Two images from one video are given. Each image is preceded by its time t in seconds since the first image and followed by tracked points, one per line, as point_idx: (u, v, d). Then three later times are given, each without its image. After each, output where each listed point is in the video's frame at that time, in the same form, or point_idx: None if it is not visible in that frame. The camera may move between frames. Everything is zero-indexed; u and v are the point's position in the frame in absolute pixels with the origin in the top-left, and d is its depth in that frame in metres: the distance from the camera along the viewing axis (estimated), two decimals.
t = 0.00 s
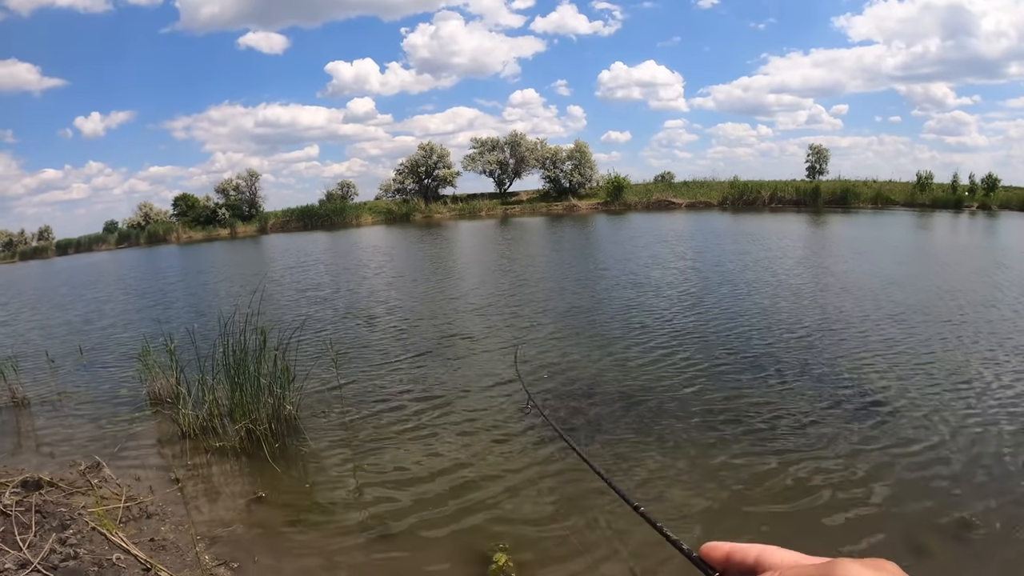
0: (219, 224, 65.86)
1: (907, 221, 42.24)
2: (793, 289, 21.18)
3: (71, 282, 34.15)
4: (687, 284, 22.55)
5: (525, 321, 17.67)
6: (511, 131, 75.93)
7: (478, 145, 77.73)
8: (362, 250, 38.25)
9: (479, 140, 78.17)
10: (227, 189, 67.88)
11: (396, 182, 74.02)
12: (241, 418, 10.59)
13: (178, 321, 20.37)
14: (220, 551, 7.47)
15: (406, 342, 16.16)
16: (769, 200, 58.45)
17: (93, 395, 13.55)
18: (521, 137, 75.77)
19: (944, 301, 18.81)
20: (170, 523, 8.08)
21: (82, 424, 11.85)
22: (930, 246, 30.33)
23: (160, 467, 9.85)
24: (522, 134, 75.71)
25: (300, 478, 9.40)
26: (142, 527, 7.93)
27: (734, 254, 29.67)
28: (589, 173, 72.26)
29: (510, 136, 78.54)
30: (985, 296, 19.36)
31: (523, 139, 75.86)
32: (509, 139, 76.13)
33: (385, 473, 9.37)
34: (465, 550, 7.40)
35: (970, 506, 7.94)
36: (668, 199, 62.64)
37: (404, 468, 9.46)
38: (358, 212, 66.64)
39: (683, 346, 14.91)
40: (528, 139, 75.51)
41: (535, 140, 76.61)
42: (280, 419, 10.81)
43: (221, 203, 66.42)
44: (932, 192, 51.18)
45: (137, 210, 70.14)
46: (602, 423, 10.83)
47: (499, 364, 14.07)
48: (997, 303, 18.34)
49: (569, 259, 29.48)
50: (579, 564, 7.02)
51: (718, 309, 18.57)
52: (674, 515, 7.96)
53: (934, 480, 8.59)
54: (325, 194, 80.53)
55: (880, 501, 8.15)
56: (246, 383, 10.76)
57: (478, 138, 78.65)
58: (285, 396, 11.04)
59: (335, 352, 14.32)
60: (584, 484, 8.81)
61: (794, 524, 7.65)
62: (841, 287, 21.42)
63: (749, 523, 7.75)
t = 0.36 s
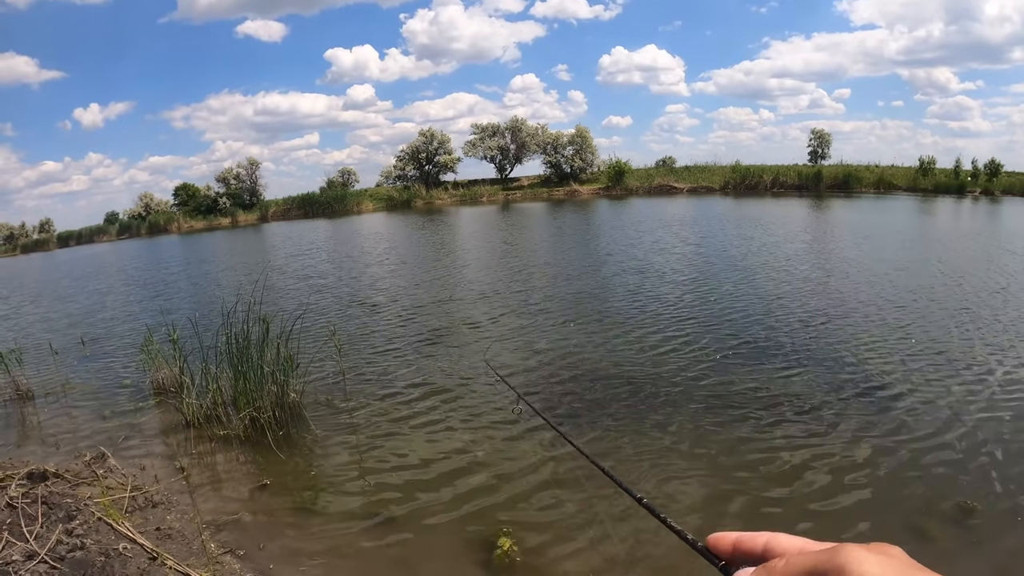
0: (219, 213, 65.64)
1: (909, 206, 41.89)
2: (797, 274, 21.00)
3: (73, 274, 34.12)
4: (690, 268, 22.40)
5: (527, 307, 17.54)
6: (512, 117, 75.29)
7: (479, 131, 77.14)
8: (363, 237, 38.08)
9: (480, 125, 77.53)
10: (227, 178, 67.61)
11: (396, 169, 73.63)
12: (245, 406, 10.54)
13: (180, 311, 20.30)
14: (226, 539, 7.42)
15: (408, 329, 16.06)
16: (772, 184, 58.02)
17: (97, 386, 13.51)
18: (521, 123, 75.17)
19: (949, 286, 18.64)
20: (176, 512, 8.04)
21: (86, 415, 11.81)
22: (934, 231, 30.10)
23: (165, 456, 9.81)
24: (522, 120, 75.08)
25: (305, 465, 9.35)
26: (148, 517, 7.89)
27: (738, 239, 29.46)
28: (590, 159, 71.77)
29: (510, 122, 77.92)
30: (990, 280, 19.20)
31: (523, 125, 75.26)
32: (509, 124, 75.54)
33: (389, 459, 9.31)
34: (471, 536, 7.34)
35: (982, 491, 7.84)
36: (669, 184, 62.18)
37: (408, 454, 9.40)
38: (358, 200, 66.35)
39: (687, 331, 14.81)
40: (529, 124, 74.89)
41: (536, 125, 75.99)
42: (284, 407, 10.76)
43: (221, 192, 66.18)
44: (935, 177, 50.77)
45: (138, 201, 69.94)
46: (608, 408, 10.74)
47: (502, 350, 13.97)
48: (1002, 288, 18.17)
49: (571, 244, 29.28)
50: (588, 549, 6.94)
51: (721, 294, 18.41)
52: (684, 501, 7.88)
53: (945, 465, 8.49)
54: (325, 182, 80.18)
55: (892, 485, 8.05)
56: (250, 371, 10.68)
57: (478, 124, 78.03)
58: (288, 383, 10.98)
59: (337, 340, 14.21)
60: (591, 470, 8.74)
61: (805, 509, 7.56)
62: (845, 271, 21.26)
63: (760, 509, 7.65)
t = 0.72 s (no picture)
0: (209, 211, 65.15)
1: (897, 202, 42.35)
2: (785, 269, 21.21)
3: (60, 273, 33.77)
4: (681, 264, 22.54)
5: (518, 304, 17.62)
6: (503, 114, 75.17)
7: (469, 128, 76.98)
8: (354, 235, 37.96)
9: (470, 123, 77.38)
10: (216, 176, 67.12)
11: (387, 166, 73.39)
12: (235, 405, 10.52)
13: (170, 311, 20.17)
14: (218, 539, 7.42)
15: (400, 326, 16.06)
16: (761, 180, 58.38)
17: (86, 386, 13.42)
18: (512, 120, 75.09)
19: (934, 281, 18.92)
20: (167, 513, 8.02)
21: (75, 416, 11.73)
22: (921, 227, 30.45)
23: (155, 456, 9.77)
24: (513, 116, 74.97)
25: (295, 464, 9.35)
26: (139, 517, 7.86)
27: (727, 235, 29.68)
28: (580, 156, 71.88)
29: (500, 118, 77.75)
30: (976, 275, 19.44)
31: (514, 122, 75.20)
32: (499, 121, 75.43)
33: (381, 457, 9.33)
34: (463, 533, 7.38)
35: (967, 485, 7.98)
36: (660, 180, 62.40)
37: (399, 452, 9.42)
38: (349, 197, 66.06)
39: (677, 327, 14.96)
40: (519, 121, 74.81)
41: (527, 122, 75.94)
42: (275, 406, 10.75)
43: (210, 190, 65.67)
44: (923, 173, 51.30)
45: (126, 199, 69.29)
46: (600, 405, 10.81)
47: (495, 347, 14.03)
48: (987, 283, 18.44)
49: (562, 241, 29.37)
50: (580, 544, 7.00)
51: (711, 290, 18.56)
52: (674, 497, 7.97)
53: (931, 459, 8.63)
54: (315, 179, 79.74)
55: (879, 480, 8.18)
56: (239, 371, 10.65)
57: (469, 121, 77.84)
58: (279, 381, 10.97)
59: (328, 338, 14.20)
60: (584, 467, 8.81)
61: (794, 503, 7.67)
62: (834, 267, 21.46)
63: (750, 504, 7.76)
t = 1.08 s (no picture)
0: (202, 219, 65.04)
1: (889, 215, 42.82)
2: (776, 282, 21.45)
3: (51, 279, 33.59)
4: (673, 277, 22.73)
5: (511, 315, 17.73)
6: (498, 125, 75.65)
7: (464, 139, 77.41)
8: (348, 244, 38.04)
9: (465, 133, 77.83)
10: (210, 183, 67.07)
11: (381, 176, 73.60)
12: (226, 414, 10.55)
13: (162, 318, 20.14)
14: (207, 549, 7.45)
15: (393, 337, 16.11)
16: (754, 194, 58.95)
17: (76, 392, 13.38)
18: (507, 131, 75.58)
19: (923, 295, 19.18)
20: (157, 522, 8.03)
21: (65, 423, 11.69)
22: (911, 240, 30.84)
23: (145, 465, 9.77)
24: (508, 128, 75.46)
25: (286, 475, 9.38)
26: (128, 526, 7.87)
27: (719, 248, 29.97)
28: (574, 167, 72.39)
29: (495, 130, 78.22)
30: (964, 289, 19.73)
31: (508, 133, 75.68)
32: (494, 132, 75.89)
33: (371, 468, 9.38)
34: (452, 545, 7.44)
35: (950, 498, 8.14)
36: (653, 193, 62.89)
37: (390, 464, 9.48)
38: (343, 206, 66.15)
39: (669, 339, 15.09)
40: (514, 132, 75.30)
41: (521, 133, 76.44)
42: (266, 415, 10.80)
43: (204, 197, 65.62)
44: (914, 188, 51.95)
45: (119, 205, 69.09)
46: (592, 417, 10.91)
47: (487, 358, 14.13)
48: (975, 297, 18.71)
49: (556, 252, 29.56)
50: (568, 556, 7.10)
51: (703, 302, 18.75)
52: (664, 508, 8.07)
53: (915, 472, 8.78)
54: (309, 188, 79.82)
55: (864, 493, 8.33)
56: (231, 380, 10.70)
57: (464, 131, 78.30)
58: (270, 391, 11.02)
59: (321, 347, 14.24)
60: (573, 479, 8.89)
61: (779, 517, 7.79)
62: (825, 280, 21.69)
63: (737, 515, 7.89)
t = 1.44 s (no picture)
0: (201, 223, 65.14)
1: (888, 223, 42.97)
2: (774, 290, 21.53)
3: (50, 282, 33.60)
4: (671, 284, 22.81)
5: (510, 322, 17.78)
6: (497, 132, 75.94)
7: (463, 146, 77.68)
8: (347, 250, 38.09)
9: (464, 140, 78.13)
10: (209, 188, 67.16)
11: (380, 181, 73.76)
12: (224, 419, 10.59)
13: (160, 322, 20.17)
14: (203, 554, 7.47)
15: (391, 343, 16.15)
16: (753, 201, 59.18)
17: (74, 396, 13.41)
18: (506, 138, 75.85)
19: (922, 302, 19.23)
20: (153, 526, 8.06)
21: (63, 426, 11.72)
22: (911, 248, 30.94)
23: (142, 469, 9.80)
24: (507, 135, 75.74)
25: (282, 481, 9.40)
26: (124, 531, 7.90)
27: (718, 255, 30.07)
28: (574, 174, 72.63)
29: (495, 136, 78.48)
30: (963, 297, 19.81)
31: (507, 139, 75.94)
32: (493, 139, 76.16)
33: (368, 474, 9.43)
34: (450, 554, 7.47)
35: (946, 506, 8.19)
36: (652, 200, 63.09)
37: (388, 470, 9.53)
38: (342, 212, 66.27)
39: (667, 346, 15.17)
40: (513, 139, 75.58)
41: (521, 140, 76.74)
42: (263, 421, 10.84)
43: (203, 202, 65.77)
44: (913, 195, 52.19)
45: (118, 209, 69.22)
46: (589, 424, 10.96)
47: (486, 364, 14.20)
48: (973, 305, 18.79)
49: (555, 259, 29.64)
50: (563, 563, 7.14)
51: (701, 309, 18.82)
52: (660, 516, 8.11)
53: (913, 482, 8.81)
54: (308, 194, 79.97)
55: (859, 501, 8.39)
56: (229, 385, 10.74)
57: (463, 138, 78.58)
58: (268, 396, 11.05)
59: (320, 352, 14.30)
60: (570, 487, 8.92)
61: (775, 527, 7.84)
62: (823, 288, 21.78)
63: (733, 522, 7.94)
